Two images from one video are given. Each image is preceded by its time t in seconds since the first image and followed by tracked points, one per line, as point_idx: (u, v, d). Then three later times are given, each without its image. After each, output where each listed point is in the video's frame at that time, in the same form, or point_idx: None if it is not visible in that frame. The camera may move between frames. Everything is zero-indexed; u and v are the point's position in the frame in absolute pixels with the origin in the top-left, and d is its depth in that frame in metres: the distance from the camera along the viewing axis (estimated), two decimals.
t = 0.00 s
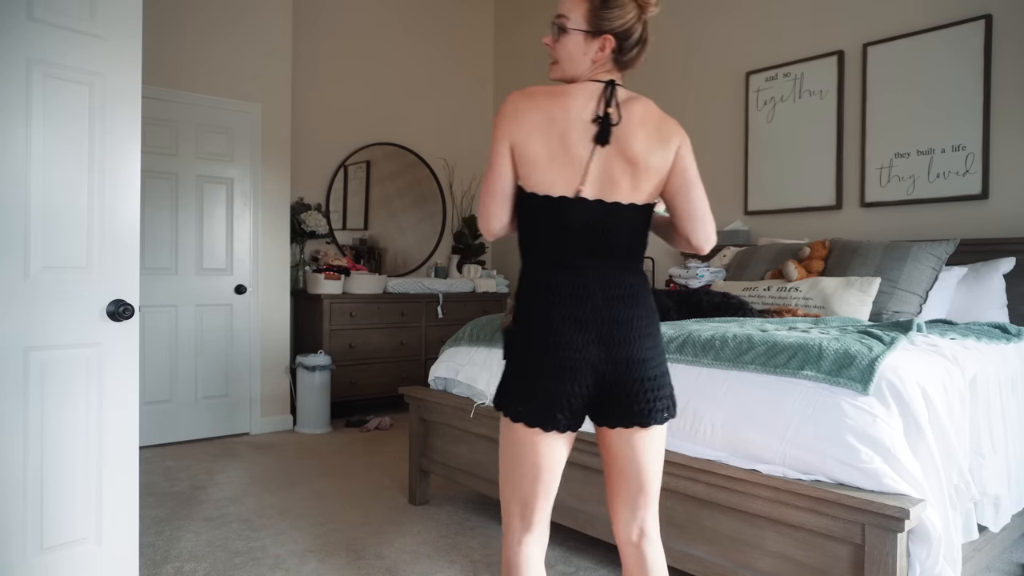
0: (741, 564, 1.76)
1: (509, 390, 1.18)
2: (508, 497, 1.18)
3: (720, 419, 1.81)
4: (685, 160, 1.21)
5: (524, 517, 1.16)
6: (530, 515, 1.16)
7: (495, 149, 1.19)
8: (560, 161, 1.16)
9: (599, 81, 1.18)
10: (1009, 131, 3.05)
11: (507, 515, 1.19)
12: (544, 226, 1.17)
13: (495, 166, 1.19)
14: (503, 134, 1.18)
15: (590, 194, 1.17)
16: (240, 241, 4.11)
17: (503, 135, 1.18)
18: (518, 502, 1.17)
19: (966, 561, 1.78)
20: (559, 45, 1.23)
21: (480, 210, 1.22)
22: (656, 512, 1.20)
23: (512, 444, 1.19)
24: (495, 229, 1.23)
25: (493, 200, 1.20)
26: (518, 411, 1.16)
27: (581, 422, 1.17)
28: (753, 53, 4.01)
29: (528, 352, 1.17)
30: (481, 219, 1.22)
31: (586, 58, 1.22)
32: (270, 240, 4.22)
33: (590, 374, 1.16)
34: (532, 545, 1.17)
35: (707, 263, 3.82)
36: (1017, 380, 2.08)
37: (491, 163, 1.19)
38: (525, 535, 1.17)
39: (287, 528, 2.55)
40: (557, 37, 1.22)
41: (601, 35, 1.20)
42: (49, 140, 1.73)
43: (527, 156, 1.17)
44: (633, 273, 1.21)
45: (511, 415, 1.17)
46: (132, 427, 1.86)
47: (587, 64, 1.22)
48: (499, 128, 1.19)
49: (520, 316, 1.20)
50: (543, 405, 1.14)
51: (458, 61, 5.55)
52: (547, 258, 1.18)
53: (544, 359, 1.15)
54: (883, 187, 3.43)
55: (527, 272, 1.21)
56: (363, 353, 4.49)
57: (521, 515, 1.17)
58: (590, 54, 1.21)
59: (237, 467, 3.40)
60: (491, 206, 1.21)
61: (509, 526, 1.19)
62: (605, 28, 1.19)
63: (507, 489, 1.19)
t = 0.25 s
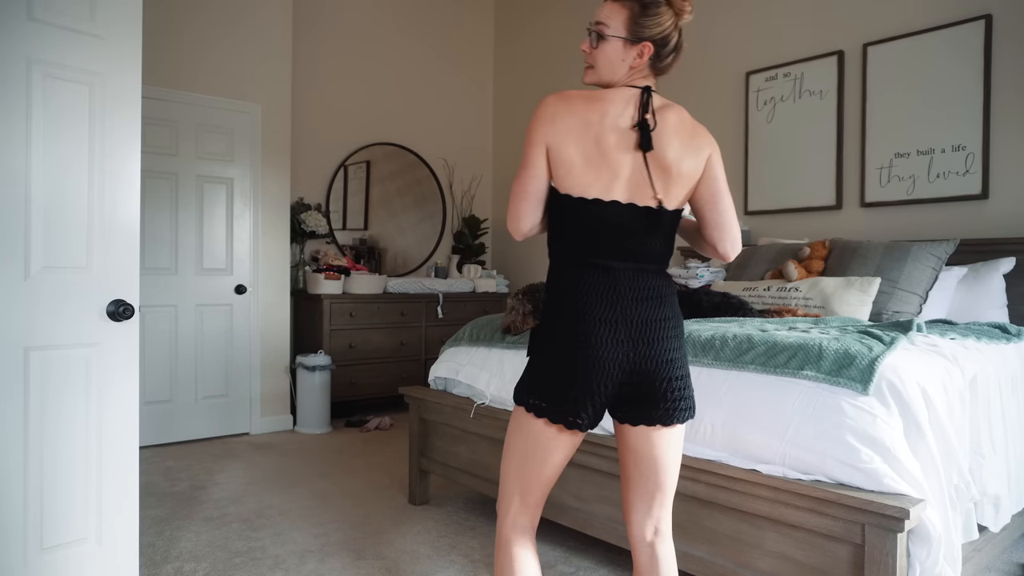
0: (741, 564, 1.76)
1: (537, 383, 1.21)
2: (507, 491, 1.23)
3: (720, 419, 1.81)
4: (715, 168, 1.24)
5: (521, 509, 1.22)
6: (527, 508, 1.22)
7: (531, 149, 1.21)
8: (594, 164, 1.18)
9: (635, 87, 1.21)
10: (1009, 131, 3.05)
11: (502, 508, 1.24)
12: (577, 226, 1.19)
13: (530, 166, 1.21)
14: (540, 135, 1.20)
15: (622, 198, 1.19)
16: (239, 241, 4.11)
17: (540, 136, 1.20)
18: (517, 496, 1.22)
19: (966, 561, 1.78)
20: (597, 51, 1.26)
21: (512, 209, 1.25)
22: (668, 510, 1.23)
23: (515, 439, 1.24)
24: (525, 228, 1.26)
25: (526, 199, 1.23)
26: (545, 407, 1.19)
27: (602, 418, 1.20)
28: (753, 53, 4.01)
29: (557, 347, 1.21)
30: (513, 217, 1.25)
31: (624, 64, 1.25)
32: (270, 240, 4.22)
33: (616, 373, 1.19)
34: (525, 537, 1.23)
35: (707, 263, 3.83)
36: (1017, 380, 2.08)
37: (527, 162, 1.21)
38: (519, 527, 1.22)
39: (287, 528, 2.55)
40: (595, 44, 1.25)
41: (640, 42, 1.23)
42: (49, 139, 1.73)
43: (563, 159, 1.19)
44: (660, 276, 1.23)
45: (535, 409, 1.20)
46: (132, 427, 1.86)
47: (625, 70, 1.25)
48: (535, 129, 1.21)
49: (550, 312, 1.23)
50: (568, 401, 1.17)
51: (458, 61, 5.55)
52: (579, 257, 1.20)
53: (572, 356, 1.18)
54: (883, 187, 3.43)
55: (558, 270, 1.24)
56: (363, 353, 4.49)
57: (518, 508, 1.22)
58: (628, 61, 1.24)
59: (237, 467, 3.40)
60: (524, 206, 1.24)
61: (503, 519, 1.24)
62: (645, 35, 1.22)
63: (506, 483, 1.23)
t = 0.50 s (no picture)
0: (742, 564, 1.76)
1: (538, 380, 1.22)
2: (525, 492, 1.21)
3: (720, 419, 1.81)
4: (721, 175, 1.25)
5: (541, 511, 1.19)
6: (546, 509, 1.19)
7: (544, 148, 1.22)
8: (603, 167, 1.19)
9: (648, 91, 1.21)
10: (1009, 131, 3.05)
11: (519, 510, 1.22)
12: (580, 223, 1.20)
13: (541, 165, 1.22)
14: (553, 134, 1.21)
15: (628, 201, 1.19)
16: (240, 241, 4.11)
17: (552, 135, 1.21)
18: (536, 498, 1.19)
19: (965, 561, 1.78)
20: (611, 54, 1.26)
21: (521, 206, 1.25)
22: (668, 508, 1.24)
23: (532, 439, 1.22)
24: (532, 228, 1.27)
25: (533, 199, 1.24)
26: (546, 404, 1.19)
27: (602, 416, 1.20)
28: (753, 53, 4.01)
29: (559, 344, 1.21)
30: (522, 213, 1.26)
31: (638, 69, 1.24)
32: (270, 240, 4.22)
33: (616, 371, 1.19)
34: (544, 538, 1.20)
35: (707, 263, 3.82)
36: (1017, 380, 2.08)
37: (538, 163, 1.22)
38: (538, 529, 1.20)
39: (287, 528, 2.55)
40: (610, 48, 1.25)
41: (654, 47, 1.23)
42: (50, 140, 1.73)
43: (573, 159, 1.20)
44: (663, 277, 1.24)
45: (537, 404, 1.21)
46: (132, 427, 1.86)
47: (638, 75, 1.25)
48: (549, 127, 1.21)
49: (553, 310, 1.24)
50: (569, 398, 1.18)
51: (458, 61, 5.55)
52: (581, 256, 1.20)
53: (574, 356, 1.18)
54: (882, 187, 3.43)
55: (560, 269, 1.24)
56: (363, 353, 4.49)
57: (537, 510, 1.20)
58: (642, 66, 1.24)
59: (237, 467, 3.40)
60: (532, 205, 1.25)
61: (519, 522, 1.22)
62: (659, 40, 1.23)
63: (522, 485, 1.21)
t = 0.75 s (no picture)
0: (741, 564, 1.76)
1: (537, 379, 1.22)
2: (525, 491, 1.21)
3: (720, 419, 1.81)
4: (733, 169, 1.27)
5: (541, 511, 1.19)
6: (547, 509, 1.19)
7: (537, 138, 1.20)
8: (603, 169, 1.19)
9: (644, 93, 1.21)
10: (1009, 131, 3.05)
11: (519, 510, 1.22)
12: (578, 224, 1.20)
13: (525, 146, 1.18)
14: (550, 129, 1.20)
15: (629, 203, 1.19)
16: (240, 241, 4.11)
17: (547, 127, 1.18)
18: (535, 497, 1.19)
19: (965, 561, 1.78)
20: (609, 57, 1.26)
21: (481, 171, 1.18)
22: (666, 506, 1.24)
23: (532, 439, 1.21)
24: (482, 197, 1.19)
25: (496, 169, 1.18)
26: (546, 404, 1.19)
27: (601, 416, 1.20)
28: (753, 53, 4.01)
29: (557, 344, 1.21)
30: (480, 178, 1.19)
31: (635, 71, 1.24)
32: (270, 240, 4.22)
33: (614, 370, 1.19)
34: (544, 538, 1.20)
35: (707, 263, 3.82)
36: (1017, 380, 2.08)
37: (526, 142, 1.19)
38: (538, 529, 1.20)
39: (287, 528, 2.55)
40: (608, 50, 1.25)
41: (652, 50, 1.23)
42: (49, 140, 1.73)
43: (574, 161, 1.20)
44: (660, 277, 1.24)
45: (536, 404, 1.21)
46: (131, 427, 1.86)
47: (635, 77, 1.25)
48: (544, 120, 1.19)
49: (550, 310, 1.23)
50: (568, 398, 1.17)
51: (458, 61, 5.55)
52: (579, 256, 1.20)
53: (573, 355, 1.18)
54: (883, 187, 3.43)
55: (558, 270, 1.23)
56: (363, 353, 4.49)
57: (537, 510, 1.20)
58: (639, 68, 1.24)
59: (237, 467, 3.40)
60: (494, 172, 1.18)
61: (519, 521, 1.22)
62: (657, 44, 1.23)
63: (522, 484, 1.21)
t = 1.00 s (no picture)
0: (742, 564, 1.76)
1: (538, 379, 1.21)
2: (525, 491, 1.20)
3: (720, 419, 1.81)
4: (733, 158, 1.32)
5: (541, 511, 1.19)
6: (547, 509, 1.19)
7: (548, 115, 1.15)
8: (608, 169, 1.19)
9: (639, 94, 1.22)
10: (1009, 131, 3.05)
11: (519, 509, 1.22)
12: (581, 223, 1.19)
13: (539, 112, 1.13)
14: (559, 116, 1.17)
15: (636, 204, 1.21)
16: (240, 241, 4.11)
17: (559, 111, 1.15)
18: (536, 497, 1.19)
19: (966, 561, 1.78)
20: (602, 58, 1.26)
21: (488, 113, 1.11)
22: (666, 506, 1.24)
23: (532, 439, 1.21)
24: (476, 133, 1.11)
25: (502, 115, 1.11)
26: (548, 405, 1.18)
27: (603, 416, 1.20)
28: (754, 53, 4.01)
29: (558, 343, 1.20)
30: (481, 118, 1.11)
31: (629, 72, 1.25)
32: (270, 240, 4.22)
33: (616, 370, 1.19)
34: (544, 538, 1.20)
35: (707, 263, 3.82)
36: (1017, 380, 2.08)
37: (543, 106, 1.13)
38: (538, 529, 1.19)
39: (287, 528, 2.55)
40: (602, 52, 1.25)
41: (646, 52, 1.23)
42: (49, 141, 1.73)
43: (581, 161, 1.19)
44: (659, 278, 1.25)
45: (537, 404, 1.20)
46: (132, 426, 1.86)
47: (629, 78, 1.25)
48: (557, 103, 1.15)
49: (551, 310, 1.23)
50: (571, 398, 1.17)
51: (458, 61, 5.55)
52: (580, 257, 1.20)
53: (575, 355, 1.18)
54: (883, 187, 3.43)
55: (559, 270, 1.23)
56: (364, 353, 4.49)
57: (537, 510, 1.19)
58: (633, 70, 1.24)
59: (237, 467, 3.40)
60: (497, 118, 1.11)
61: (519, 522, 1.22)
62: (651, 46, 1.22)
63: (522, 485, 1.21)
